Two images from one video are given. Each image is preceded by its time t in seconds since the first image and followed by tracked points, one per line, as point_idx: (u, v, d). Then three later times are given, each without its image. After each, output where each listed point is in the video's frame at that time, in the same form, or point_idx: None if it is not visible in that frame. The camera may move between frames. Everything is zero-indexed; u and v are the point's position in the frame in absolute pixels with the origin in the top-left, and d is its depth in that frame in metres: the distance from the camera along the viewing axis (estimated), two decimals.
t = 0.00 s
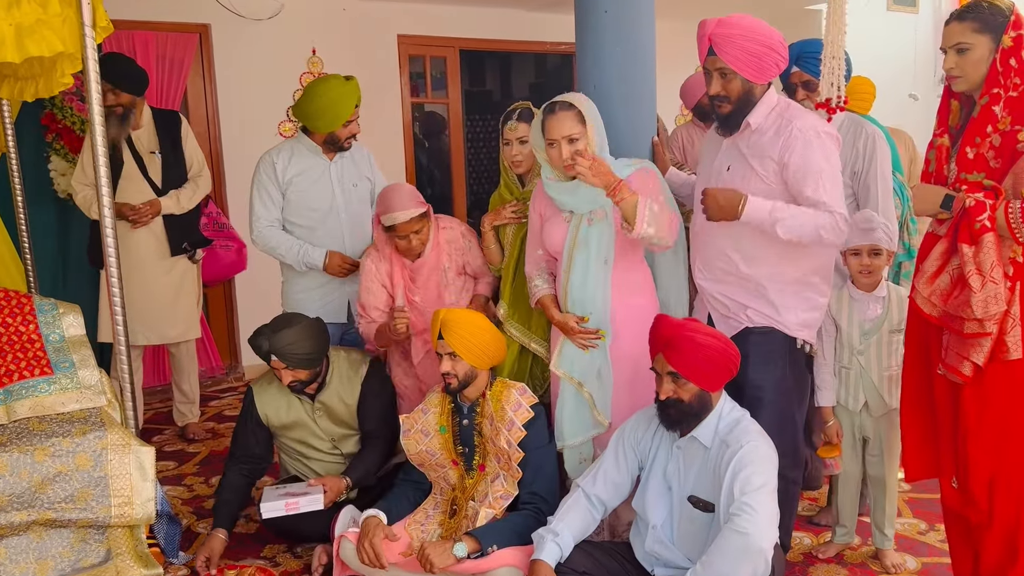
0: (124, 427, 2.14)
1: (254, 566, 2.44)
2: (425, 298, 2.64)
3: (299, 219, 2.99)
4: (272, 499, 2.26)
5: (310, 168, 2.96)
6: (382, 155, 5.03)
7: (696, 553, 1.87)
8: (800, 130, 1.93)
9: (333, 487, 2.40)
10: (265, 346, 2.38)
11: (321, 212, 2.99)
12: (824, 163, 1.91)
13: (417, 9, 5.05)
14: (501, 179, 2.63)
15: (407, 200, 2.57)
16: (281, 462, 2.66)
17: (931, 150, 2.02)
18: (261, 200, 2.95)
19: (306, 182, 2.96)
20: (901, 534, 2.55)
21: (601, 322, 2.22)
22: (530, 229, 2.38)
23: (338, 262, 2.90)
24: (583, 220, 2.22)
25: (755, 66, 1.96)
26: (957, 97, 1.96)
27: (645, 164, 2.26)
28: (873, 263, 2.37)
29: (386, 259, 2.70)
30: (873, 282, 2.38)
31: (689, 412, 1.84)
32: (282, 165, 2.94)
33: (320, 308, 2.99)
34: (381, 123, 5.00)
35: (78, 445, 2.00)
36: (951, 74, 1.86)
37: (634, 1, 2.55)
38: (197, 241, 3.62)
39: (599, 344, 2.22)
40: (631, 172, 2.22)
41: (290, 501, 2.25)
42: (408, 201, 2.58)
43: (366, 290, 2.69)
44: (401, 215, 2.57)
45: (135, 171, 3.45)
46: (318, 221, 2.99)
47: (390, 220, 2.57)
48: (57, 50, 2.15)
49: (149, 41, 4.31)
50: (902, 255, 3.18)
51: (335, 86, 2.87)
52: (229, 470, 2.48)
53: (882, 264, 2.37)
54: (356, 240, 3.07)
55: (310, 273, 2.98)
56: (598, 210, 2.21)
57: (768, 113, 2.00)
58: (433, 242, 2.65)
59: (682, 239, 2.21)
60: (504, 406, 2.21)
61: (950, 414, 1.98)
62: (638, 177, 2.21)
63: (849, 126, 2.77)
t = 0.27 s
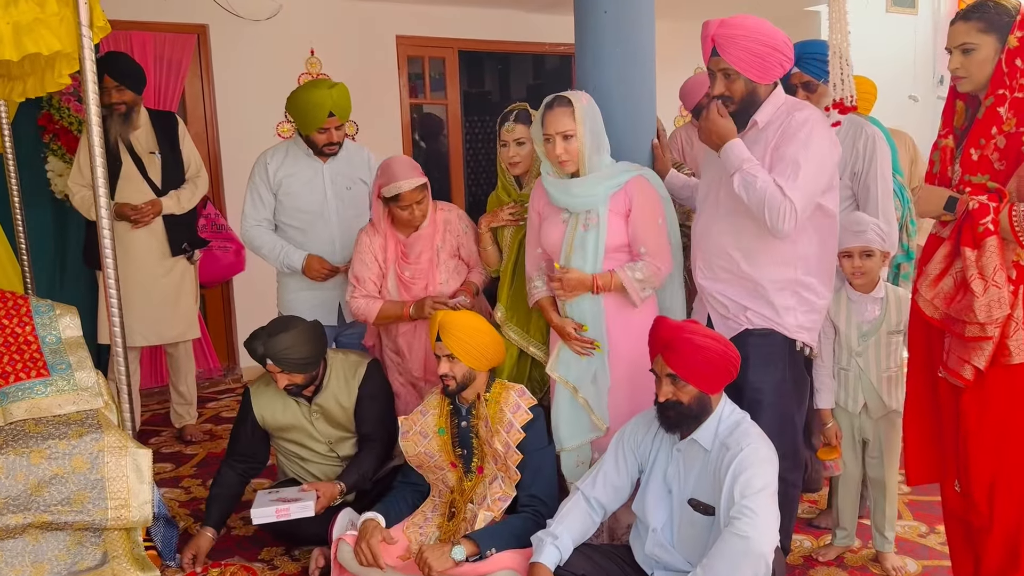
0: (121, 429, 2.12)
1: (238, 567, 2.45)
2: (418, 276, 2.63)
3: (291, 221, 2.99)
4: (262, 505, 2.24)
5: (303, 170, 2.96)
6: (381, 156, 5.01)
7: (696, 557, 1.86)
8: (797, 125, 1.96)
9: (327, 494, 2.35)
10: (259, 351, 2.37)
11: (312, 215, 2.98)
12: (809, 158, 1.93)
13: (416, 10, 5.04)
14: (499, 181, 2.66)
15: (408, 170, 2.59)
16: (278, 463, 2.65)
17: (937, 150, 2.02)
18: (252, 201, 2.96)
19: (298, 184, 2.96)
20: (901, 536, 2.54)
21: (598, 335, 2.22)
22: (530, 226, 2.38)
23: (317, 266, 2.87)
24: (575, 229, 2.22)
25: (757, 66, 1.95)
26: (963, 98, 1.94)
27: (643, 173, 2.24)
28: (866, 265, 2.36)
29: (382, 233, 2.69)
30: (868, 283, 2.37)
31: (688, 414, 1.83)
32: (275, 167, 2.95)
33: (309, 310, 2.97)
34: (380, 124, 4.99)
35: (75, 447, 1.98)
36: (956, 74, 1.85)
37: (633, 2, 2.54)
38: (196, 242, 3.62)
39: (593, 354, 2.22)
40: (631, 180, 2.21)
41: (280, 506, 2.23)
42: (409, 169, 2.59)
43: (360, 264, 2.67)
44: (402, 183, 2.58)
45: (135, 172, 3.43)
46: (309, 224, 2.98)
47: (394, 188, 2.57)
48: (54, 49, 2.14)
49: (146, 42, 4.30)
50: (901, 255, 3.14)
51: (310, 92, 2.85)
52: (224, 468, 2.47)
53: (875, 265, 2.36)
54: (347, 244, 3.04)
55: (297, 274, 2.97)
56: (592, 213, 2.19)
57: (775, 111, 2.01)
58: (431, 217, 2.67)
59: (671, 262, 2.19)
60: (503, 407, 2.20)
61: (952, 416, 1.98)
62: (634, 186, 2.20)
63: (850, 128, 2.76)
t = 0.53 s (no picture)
0: (120, 431, 2.11)
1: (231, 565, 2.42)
2: (423, 263, 2.61)
3: (286, 223, 2.99)
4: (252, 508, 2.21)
5: (298, 173, 2.96)
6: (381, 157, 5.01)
7: (698, 560, 1.85)
8: (797, 124, 1.96)
9: (321, 495, 2.36)
10: (256, 352, 2.36)
11: (306, 217, 2.97)
12: (807, 158, 1.92)
13: (416, 11, 5.04)
14: (496, 184, 2.64)
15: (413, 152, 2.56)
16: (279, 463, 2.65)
17: (944, 153, 2.02)
18: (249, 204, 3.00)
19: (293, 186, 2.96)
20: (902, 538, 2.54)
21: (597, 338, 2.22)
22: (534, 225, 2.39)
23: (306, 270, 2.87)
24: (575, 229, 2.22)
25: (756, 71, 1.94)
26: (971, 100, 1.94)
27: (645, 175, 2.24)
28: (858, 266, 2.33)
29: (386, 221, 2.66)
30: (859, 285, 2.35)
31: (688, 416, 1.82)
32: (271, 170, 2.98)
33: (303, 312, 2.97)
34: (380, 125, 4.99)
35: (74, 449, 1.97)
36: (963, 76, 1.86)
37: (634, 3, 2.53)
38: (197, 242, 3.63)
39: (589, 356, 2.22)
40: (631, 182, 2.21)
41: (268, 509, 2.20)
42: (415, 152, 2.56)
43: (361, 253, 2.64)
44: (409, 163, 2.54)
45: (135, 173, 3.43)
46: (304, 226, 2.97)
47: (399, 167, 2.54)
48: (54, 50, 2.13)
49: (146, 43, 4.30)
50: (901, 259, 3.15)
51: (292, 94, 2.84)
52: (224, 468, 2.46)
53: (866, 267, 2.33)
54: (343, 247, 3.01)
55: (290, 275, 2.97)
56: (591, 216, 2.19)
57: (777, 111, 2.00)
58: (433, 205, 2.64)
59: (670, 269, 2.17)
60: (502, 412, 2.18)
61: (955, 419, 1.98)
62: (636, 189, 2.19)
63: (852, 130, 2.75)
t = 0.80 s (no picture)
0: (121, 432, 2.10)
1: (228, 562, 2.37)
2: (443, 258, 2.63)
3: (286, 224, 2.99)
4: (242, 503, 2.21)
5: (298, 174, 2.96)
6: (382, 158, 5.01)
7: (700, 562, 1.85)
8: (802, 124, 1.96)
9: (314, 493, 2.34)
10: (256, 351, 2.36)
11: (306, 218, 2.97)
12: (813, 158, 1.92)
13: (417, 12, 5.03)
14: (496, 184, 2.62)
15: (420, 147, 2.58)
16: (280, 464, 2.64)
17: (951, 159, 2.00)
18: (250, 205, 3.00)
19: (293, 188, 2.96)
20: (904, 540, 2.53)
21: (588, 343, 2.22)
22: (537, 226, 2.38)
23: (290, 288, 2.87)
24: (575, 230, 2.22)
25: (761, 74, 1.94)
26: (981, 104, 1.93)
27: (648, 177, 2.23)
28: (853, 265, 2.31)
29: (399, 215, 2.65)
30: (854, 285, 2.34)
31: (689, 417, 1.82)
32: (271, 171, 2.97)
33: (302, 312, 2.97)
34: (382, 125, 4.99)
35: (75, 449, 1.97)
36: (973, 81, 1.84)
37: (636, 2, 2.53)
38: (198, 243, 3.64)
39: (582, 362, 2.23)
40: (633, 185, 2.19)
41: (260, 505, 2.20)
42: (422, 148, 2.59)
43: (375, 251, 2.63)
44: (412, 158, 2.56)
45: (137, 172, 3.43)
46: (303, 227, 2.97)
47: (406, 161, 2.57)
48: (54, 51, 2.13)
49: (147, 43, 4.29)
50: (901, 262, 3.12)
51: (288, 94, 2.83)
52: (223, 467, 2.46)
53: (861, 267, 2.31)
54: (342, 248, 2.99)
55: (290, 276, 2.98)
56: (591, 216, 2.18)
57: (781, 112, 2.01)
58: (444, 202, 2.67)
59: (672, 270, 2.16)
60: (503, 415, 2.17)
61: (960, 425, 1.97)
62: (639, 190, 2.18)
63: (853, 130, 2.74)
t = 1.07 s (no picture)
0: (122, 432, 2.10)
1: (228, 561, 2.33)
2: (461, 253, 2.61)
3: (290, 225, 2.99)
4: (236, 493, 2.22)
5: (301, 175, 2.96)
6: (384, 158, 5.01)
7: (701, 563, 1.84)
8: (807, 124, 1.95)
9: (310, 489, 2.38)
10: (258, 351, 2.35)
11: (310, 220, 2.97)
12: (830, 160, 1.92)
13: (419, 12, 5.03)
14: (496, 184, 2.62)
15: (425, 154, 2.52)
16: (281, 466, 2.64)
17: (957, 159, 2.00)
18: (253, 207, 2.99)
19: (296, 189, 2.95)
20: (906, 540, 2.53)
21: (589, 344, 2.22)
22: (543, 227, 2.38)
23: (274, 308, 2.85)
24: (580, 234, 2.21)
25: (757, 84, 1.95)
26: (987, 105, 1.91)
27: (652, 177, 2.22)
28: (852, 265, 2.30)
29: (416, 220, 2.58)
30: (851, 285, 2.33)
31: (690, 419, 1.81)
32: (274, 173, 2.96)
33: (307, 312, 2.99)
34: (384, 126, 4.99)
35: (76, 450, 1.96)
36: (981, 81, 1.83)
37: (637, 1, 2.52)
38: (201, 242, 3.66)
39: (582, 364, 2.23)
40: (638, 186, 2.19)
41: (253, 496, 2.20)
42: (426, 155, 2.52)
43: (397, 252, 2.58)
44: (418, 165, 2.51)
45: (137, 173, 3.43)
46: (306, 228, 2.97)
47: (411, 169, 2.52)
48: (55, 52, 2.13)
49: (149, 44, 4.30)
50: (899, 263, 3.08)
51: (288, 95, 2.82)
52: (224, 466, 2.47)
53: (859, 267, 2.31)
54: (346, 248, 3.00)
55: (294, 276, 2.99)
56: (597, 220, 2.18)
57: (780, 114, 2.01)
58: (454, 205, 2.64)
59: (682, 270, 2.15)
60: (508, 420, 2.16)
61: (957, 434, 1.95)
62: (644, 192, 2.17)
63: (852, 129, 2.74)
